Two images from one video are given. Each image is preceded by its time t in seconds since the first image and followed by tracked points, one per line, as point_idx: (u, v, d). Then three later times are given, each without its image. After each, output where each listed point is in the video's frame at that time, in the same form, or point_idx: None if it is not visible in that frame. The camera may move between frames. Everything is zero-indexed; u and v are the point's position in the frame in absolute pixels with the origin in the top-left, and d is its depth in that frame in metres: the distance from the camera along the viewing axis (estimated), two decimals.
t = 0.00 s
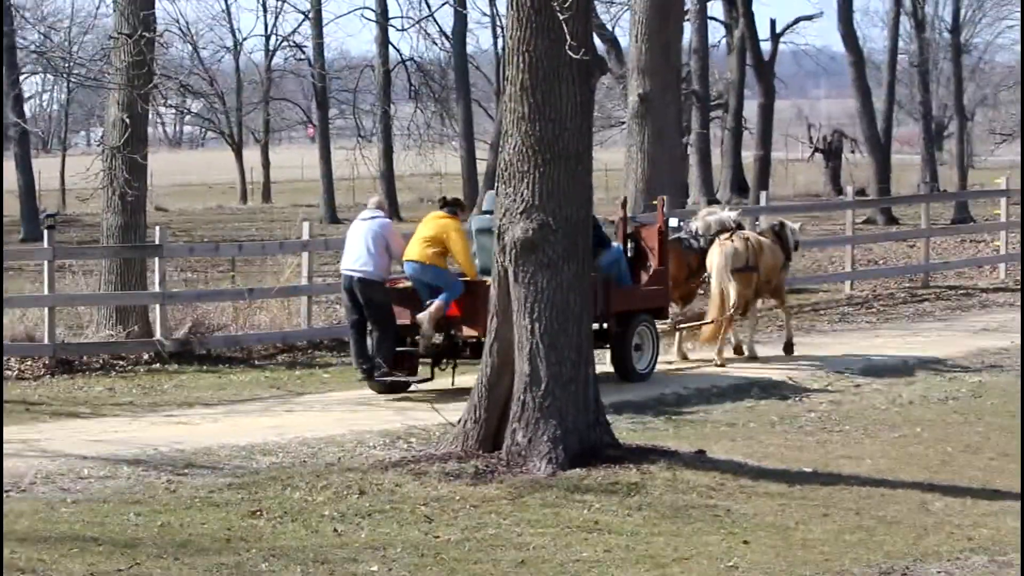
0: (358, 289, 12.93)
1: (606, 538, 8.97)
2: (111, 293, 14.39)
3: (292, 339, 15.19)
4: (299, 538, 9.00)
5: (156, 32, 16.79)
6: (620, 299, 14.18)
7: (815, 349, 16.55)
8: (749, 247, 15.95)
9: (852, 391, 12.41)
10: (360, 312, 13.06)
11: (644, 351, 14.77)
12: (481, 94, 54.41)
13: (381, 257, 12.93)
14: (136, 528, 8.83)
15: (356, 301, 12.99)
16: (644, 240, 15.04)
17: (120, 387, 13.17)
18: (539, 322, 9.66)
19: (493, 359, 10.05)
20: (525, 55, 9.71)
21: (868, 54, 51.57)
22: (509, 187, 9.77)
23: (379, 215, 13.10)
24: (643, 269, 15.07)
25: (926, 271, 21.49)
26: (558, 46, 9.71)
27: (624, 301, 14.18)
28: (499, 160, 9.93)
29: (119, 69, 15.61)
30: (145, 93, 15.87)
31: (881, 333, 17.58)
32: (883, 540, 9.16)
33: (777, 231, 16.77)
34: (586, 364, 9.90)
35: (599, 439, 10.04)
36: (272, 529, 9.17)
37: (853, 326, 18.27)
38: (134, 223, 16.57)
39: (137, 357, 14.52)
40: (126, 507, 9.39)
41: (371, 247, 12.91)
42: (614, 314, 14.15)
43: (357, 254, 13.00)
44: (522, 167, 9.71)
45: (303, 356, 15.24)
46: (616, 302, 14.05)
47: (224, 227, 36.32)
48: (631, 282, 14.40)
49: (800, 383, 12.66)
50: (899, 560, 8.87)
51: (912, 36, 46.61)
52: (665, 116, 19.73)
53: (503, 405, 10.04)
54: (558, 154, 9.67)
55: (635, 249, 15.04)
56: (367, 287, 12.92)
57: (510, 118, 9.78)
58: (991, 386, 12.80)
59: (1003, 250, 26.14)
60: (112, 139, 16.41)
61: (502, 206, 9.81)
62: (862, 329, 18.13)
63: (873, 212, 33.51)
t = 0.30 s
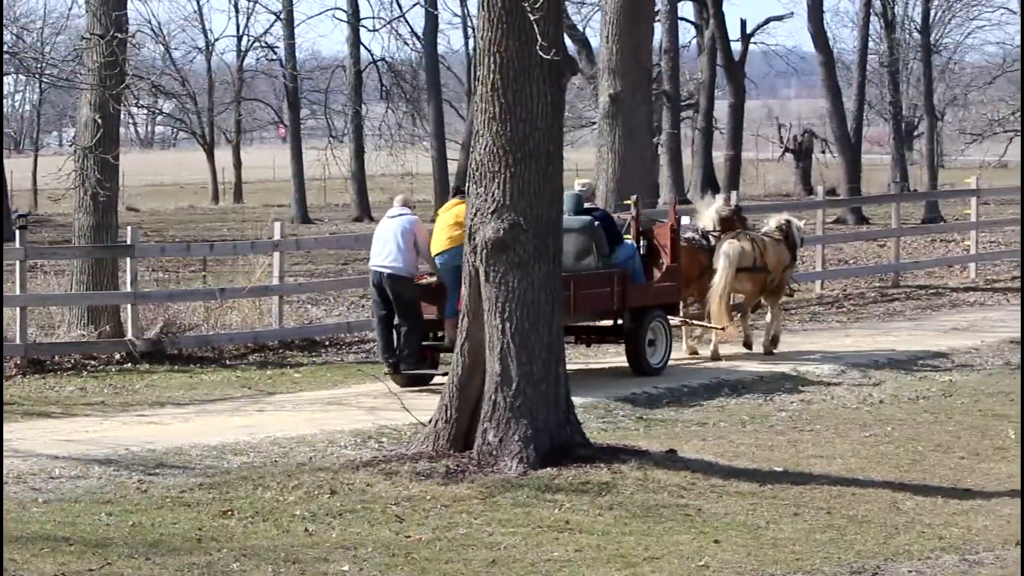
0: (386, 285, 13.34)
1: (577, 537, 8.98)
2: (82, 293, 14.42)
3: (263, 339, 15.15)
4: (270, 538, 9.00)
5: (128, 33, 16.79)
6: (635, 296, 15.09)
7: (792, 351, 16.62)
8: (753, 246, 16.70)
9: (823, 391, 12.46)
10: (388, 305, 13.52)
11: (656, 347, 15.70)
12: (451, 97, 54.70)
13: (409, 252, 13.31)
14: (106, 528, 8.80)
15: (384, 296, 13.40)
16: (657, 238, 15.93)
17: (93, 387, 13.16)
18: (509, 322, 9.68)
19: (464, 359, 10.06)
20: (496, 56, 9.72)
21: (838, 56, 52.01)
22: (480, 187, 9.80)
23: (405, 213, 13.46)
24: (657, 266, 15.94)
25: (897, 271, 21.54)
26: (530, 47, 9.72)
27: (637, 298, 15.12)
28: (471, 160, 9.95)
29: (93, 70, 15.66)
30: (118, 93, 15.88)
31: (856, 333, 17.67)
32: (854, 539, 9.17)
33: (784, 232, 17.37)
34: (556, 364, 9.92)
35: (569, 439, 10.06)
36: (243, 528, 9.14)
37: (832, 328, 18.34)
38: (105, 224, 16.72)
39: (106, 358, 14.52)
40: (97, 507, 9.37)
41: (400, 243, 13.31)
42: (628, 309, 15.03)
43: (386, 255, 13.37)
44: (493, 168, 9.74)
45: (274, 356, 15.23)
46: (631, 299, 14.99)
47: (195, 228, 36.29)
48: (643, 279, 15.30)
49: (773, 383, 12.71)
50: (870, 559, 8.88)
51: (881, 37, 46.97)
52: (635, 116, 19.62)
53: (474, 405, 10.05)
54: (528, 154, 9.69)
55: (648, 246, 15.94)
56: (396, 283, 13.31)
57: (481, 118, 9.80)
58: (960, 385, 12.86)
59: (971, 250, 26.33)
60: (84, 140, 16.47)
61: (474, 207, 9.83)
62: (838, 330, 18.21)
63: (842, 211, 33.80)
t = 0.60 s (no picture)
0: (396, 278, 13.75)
1: (533, 535, 8.98)
2: (38, 293, 14.43)
3: (220, 339, 15.02)
4: (226, 537, 8.97)
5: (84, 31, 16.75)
6: (637, 291, 15.90)
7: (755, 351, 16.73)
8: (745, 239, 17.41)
9: (781, 390, 12.51)
10: (397, 299, 13.97)
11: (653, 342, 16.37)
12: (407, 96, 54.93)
13: (417, 245, 13.75)
14: (62, 527, 8.77)
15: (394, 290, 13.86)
16: (656, 236, 16.66)
17: (48, 386, 13.10)
18: (464, 321, 9.66)
19: (421, 357, 10.04)
20: (452, 55, 9.70)
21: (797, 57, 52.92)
22: (436, 186, 9.78)
23: (413, 207, 13.93)
24: (654, 262, 16.65)
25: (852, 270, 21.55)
26: (486, 45, 9.71)
27: (639, 293, 15.93)
28: (427, 158, 9.93)
29: (48, 69, 15.64)
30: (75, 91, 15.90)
31: (817, 333, 17.77)
32: (811, 537, 9.17)
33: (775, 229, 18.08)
34: (513, 363, 9.91)
35: (526, 437, 10.06)
36: (199, 528, 9.09)
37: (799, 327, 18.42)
38: (62, 224, 16.69)
39: (63, 356, 14.49)
40: (53, 508, 9.34)
41: (408, 236, 13.75)
42: (629, 303, 15.82)
43: (396, 249, 13.84)
44: (449, 166, 9.72)
45: (231, 354, 15.17)
46: (632, 294, 15.78)
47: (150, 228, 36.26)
48: (643, 275, 16.08)
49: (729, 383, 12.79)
50: (828, 557, 8.87)
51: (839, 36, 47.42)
52: (592, 115, 19.08)
53: (430, 404, 10.04)
54: (485, 153, 9.68)
55: (646, 243, 16.68)
56: (405, 276, 13.77)
57: (438, 116, 9.77)
58: (918, 383, 12.91)
59: (925, 249, 26.50)
60: (40, 139, 16.49)
61: (431, 205, 9.82)
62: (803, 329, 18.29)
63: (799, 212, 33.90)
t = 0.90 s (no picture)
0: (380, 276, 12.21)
1: (469, 535, 8.96)
2: None
3: (154, 340, 14.92)
4: (160, 538, 8.91)
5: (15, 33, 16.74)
6: (612, 287, 16.31)
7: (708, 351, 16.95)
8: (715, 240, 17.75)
9: (716, 390, 12.61)
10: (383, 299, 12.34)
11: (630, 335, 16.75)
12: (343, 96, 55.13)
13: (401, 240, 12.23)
14: None
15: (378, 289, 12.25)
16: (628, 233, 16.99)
17: None
18: (398, 321, 9.66)
19: (356, 358, 10.04)
20: (388, 55, 9.69)
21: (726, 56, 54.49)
22: (372, 186, 9.76)
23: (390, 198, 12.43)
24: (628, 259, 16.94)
25: (785, 271, 21.63)
26: (421, 45, 9.70)
27: (614, 288, 16.36)
28: (362, 159, 9.92)
29: None
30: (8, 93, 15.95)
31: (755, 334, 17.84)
32: (745, 536, 9.16)
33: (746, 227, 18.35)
34: (446, 363, 9.93)
35: (460, 438, 10.08)
36: (134, 529, 9.03)
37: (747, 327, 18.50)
38: None
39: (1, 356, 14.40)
40: None
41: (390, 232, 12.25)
42: (604, 298, 16.26)
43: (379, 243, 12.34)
44: (385, 166, 9.71)
45: (166, 355, 15.10)
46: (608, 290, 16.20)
47: (87, 227, 36.29)
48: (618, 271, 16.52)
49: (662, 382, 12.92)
50: (762, 556, 8.85)
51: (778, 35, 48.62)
52: (526, 116, 19.31)
53: (365, 404, 10.04)
54: (420, 153, 9.68)
55: (619, 240, 17.04)
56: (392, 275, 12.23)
57: (373, 117, 9.76)
58: (852, 382, 13.04)
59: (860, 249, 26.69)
60: None
61: (366, 205, 9.81)
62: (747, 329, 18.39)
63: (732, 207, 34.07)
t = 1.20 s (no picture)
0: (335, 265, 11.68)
1: (403, 536, 8.93)
2: None
3: (88, 340, 14.72)
4: (93, 540, 8.81)
5: None
6: (587, 283, 16.51)
7: (668, 347, 17.09)
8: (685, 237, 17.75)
9: (649, 390, 12.68)
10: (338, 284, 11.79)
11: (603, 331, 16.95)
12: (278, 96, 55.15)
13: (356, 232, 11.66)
14: None
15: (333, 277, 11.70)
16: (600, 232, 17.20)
17: None
18: (331, 322, 9.67)
19: (289, 358, 10.06)
20: (321, 56, 9.65)
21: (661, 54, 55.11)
22: (305, 186, 9.74)
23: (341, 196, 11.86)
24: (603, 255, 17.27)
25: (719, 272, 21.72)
26: (353, 45, 9.68)
27: (590, 285, 16.55)
28: (295, 160, 9.90)
29: None
30: None
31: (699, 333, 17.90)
32: (679, 536, 9.15)
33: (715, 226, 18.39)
34: (379, 362, 9.95)
35: (394, 438, 10.10)
36: (67, 530, 8.96)
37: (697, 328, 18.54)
38: None
39: None
40: None
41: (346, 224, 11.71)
42: (579, 295, 16.46)
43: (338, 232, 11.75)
44: (318, 166, 9.70)
45: (100, 355, 14.94)
46: (583, 286, 16.40)
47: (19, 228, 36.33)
48: (593, 268, 16.71)
49: (596, 382, 12.97)
50: (696, 556, 8.82)
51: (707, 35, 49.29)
52: (458, 117, 20.43)
53: (300, 403, 10.05)
54: (351, 154, 9.67)
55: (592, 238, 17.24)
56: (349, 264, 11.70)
57: (306, 118, 9.75)
58: (786, 382, 13.14)
59: (794, 249, 26.74)
60: None
61: (299, 206, 9.79)
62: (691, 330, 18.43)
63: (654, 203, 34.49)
